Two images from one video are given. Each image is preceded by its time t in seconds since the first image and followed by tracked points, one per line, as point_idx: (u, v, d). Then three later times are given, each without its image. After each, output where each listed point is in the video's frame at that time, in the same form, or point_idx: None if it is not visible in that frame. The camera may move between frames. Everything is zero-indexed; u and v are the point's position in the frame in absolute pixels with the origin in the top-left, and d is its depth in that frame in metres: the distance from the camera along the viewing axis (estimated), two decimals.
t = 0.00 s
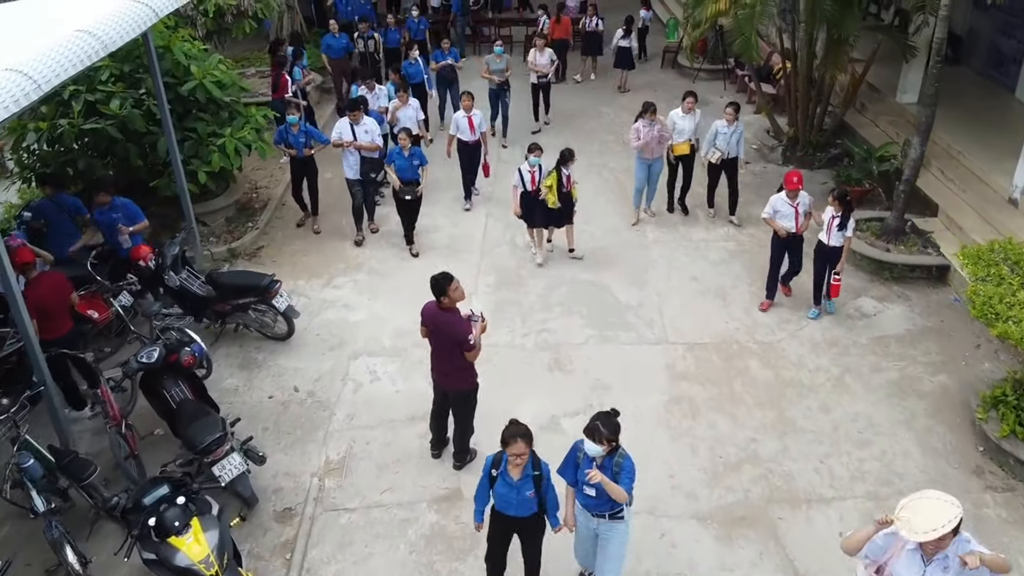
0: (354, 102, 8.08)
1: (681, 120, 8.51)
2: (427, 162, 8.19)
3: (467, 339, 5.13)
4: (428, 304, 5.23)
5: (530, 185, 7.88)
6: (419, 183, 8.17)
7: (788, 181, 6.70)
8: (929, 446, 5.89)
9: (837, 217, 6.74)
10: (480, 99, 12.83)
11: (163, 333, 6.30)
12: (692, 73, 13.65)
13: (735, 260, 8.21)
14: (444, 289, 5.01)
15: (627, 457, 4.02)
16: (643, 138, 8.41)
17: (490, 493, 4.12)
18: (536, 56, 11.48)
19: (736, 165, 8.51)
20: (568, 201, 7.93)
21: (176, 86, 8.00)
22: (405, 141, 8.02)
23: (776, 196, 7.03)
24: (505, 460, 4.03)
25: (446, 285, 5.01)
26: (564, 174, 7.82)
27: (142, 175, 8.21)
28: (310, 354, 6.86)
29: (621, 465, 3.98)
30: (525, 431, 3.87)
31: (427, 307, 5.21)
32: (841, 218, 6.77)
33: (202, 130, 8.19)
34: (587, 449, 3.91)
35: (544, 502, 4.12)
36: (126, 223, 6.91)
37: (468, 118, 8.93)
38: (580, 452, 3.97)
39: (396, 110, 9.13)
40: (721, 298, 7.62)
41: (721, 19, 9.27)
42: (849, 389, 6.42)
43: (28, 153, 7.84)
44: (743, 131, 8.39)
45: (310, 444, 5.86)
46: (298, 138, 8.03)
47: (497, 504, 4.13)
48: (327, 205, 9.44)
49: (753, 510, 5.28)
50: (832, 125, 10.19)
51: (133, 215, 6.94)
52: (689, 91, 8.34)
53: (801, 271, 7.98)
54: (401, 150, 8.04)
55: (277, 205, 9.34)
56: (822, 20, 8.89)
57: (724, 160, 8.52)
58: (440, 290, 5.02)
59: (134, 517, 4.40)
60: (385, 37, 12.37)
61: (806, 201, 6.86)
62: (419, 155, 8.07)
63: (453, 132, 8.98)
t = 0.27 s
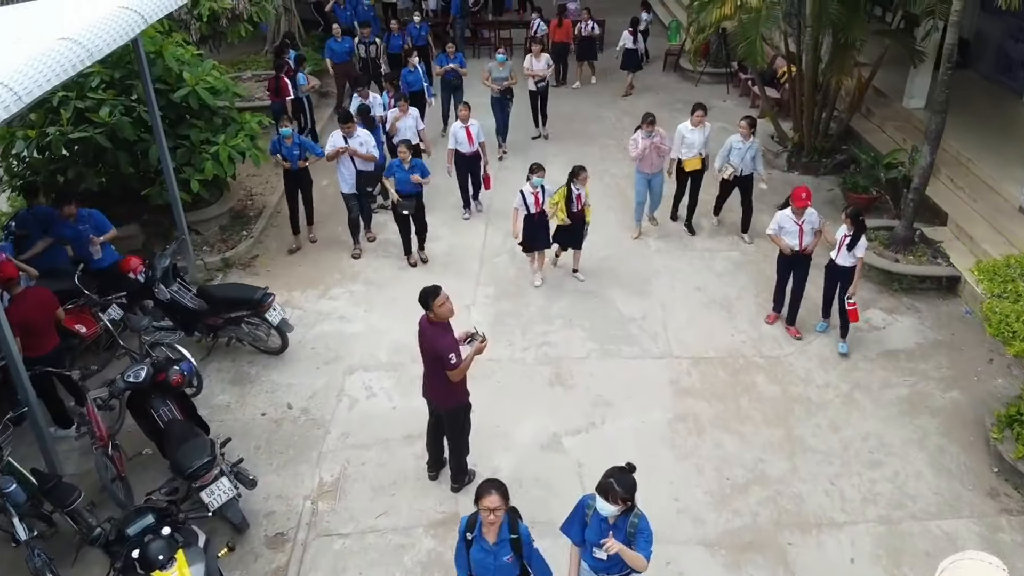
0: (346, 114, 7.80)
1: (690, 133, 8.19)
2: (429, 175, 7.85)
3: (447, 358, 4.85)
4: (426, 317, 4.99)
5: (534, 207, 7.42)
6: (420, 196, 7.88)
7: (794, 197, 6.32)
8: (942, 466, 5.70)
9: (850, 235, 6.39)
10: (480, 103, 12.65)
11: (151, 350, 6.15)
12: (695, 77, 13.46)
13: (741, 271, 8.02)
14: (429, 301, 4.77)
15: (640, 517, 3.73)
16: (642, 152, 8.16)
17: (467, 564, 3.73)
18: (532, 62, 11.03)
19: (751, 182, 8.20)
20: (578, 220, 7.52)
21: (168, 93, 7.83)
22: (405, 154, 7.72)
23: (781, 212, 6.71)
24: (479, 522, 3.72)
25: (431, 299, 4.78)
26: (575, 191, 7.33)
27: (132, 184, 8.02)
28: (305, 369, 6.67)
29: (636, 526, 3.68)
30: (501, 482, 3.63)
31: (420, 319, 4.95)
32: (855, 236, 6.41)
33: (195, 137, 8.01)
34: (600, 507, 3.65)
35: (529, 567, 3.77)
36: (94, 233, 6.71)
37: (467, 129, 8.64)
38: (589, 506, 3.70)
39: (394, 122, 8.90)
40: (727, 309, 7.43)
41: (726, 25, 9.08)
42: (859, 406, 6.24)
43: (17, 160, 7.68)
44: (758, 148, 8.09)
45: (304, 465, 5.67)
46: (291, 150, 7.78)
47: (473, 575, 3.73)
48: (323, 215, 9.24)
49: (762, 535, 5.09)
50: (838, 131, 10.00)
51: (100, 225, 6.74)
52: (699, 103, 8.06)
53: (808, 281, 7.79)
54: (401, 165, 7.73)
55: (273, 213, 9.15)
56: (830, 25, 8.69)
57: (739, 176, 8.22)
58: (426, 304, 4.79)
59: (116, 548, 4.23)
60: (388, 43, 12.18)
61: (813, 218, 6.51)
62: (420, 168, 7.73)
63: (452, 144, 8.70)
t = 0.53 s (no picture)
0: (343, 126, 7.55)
1: (698, 147, 7.81)
2: (433, 193, 7.28)
3: (435, 379, 4.61)
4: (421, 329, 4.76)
5: (539, 232, 6.94)
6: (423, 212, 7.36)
7: (811, 215, 6.09)
8: (957, 488, 5.52)
9: (868, 257, 6.11)
10: (480, 108, 12.46)
11: (140, 368, 5.98)
12: (697, 80, 13.28)
13: (746, 282, 7.84)
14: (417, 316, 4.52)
15: None
16: (643, 167, 7.77)
17: None
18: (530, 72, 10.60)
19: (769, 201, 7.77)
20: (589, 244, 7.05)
21: (160, 100, 7.65)
22: (406, 169, 7.12)
23: (797, 227, 6.49)
24: None
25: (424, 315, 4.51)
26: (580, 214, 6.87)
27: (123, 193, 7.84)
28: (299, 385, 6.49)
29: None
30: (480, 542, 3.46)
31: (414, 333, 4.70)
32: (874, 258, 6.12)
33: (187, 144, 7.83)
34: None
35: None
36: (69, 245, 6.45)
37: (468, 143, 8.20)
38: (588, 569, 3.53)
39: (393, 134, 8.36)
40: (733, 322, 7.24)
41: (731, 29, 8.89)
42: (870, 424, 6.05)
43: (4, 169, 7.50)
44: (776, 160, 7.75)
45: (297, 487, 5.48)
46: (282, 163, 7.47)
47: None
48: (319, 223, 9.05)
49: (772, 563, 4.91)
50: (845, 137, 9.82)
51: (75, 237, 6.48)
52: (709, 116, 7.63)
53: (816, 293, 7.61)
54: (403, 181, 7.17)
55: (268, 221, 8.96)
56: (838, 30, 8.54)
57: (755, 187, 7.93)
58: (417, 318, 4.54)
59: None
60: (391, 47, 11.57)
61: (829, 240, 6.25)
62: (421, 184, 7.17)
63: (452, 160, 8.26)
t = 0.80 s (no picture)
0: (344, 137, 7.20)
1: (705, 164, 7.32)
2: (439, 210, 6.85)
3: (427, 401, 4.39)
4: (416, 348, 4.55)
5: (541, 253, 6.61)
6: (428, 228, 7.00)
7: (826, 233, 5.80)
8: (972, 512, 5.33)
9: (880, 282, 5.75)
10: (479, 113, 12.28)
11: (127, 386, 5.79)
12: (700, 84, 13.09)
13: (752, 293, 7.65)
14: (413, 334, 4.33)
15: None
16: (649, 182, 7.40)
17: None
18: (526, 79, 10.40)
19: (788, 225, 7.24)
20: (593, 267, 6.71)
21: (151, 107, 7.46)
22: (411, 184, 6.74)
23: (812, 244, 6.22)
24: None
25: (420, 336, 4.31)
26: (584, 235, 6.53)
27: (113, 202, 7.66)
28: (292, 402, 6.30)
29: None
30: None
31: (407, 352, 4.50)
32: (889, 282, 5.74)
33: (179, 152, 7.65)
34: None
35: None
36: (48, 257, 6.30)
37: (472, 159, 8.00)
38: None
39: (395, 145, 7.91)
40: (739, 335, 7.05)
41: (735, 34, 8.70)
42: (881, 443, 5.87)
43: None
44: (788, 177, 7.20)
45: (288, 511, 5.30)
46: (274, 175, 7.31)
47: None
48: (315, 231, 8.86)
49: None
50: (851, 143, 9.63)
51: (54, 249, 6.33)
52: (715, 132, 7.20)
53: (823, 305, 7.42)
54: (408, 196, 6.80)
55: (262, 230, 8.77)
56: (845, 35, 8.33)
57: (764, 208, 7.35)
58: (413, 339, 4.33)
59: None
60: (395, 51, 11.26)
61: (843, 260, 5.98)
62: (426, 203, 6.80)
63: (455, 173, 8.06)
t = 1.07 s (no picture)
0: (350, 149, 6.87)
1: (711, 180, 7.12)
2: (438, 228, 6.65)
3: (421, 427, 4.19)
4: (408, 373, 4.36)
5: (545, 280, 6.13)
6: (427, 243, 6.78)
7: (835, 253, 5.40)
8: (988, 537, 5.14)
9: (890, 309, 5.43)
10: (478, 117, 12.08)
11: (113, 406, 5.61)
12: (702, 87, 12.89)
13: (757, 305, 7.45)
14: (409, 357, 4.13)
15: None
16: (652, 202, 7.03)
17: None
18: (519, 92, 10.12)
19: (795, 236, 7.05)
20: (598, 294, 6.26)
21: (141, 114, 7.28)
22: (408, 200, 6.49)
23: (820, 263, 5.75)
24: None
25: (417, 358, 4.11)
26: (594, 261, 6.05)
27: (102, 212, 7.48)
28: (284, 420, 6.10)
29: None
30: None
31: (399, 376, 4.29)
32: (900, 310, 5.43)
33: (169, 161, 7.47)
34: None
35: None
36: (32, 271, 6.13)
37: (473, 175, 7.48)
38: None
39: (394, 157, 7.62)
40: (745, 350, 6.85)
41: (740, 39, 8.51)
42: (892, 464, 5.68)
43: None
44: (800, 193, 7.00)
45: (279, 537, 5.11)
46: (267, 190, 7.01)
47: None
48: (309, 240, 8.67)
49: None
50: (857, 150, 9.43)
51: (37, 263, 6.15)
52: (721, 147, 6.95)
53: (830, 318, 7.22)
54: (406, 210, 6.57)
55: (256, 239, 8.58)
56: (852, 40, 8.15)
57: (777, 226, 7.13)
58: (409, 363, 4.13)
59: None
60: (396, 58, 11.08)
61: (855, 280, 5.55)
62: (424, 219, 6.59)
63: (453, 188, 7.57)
